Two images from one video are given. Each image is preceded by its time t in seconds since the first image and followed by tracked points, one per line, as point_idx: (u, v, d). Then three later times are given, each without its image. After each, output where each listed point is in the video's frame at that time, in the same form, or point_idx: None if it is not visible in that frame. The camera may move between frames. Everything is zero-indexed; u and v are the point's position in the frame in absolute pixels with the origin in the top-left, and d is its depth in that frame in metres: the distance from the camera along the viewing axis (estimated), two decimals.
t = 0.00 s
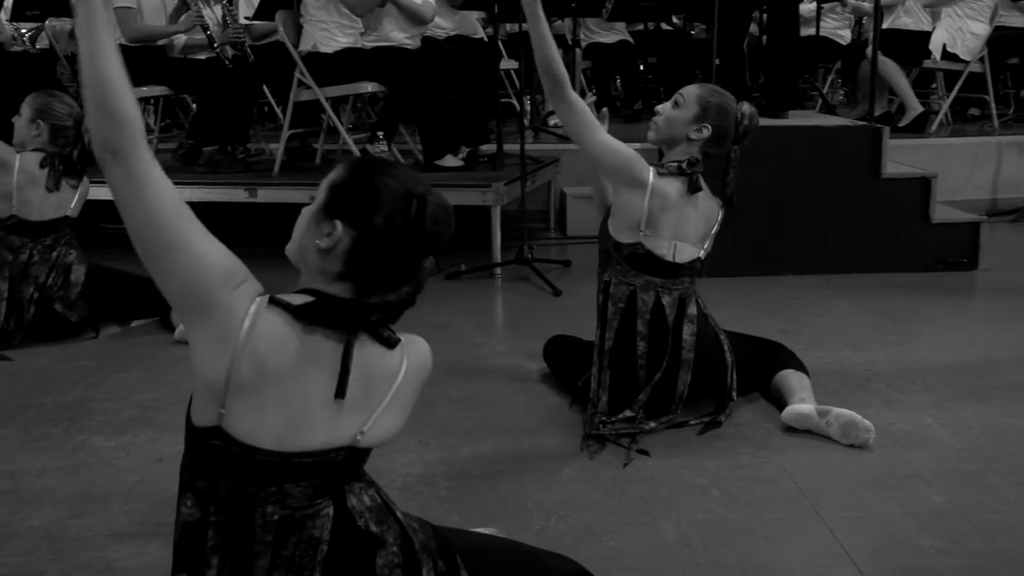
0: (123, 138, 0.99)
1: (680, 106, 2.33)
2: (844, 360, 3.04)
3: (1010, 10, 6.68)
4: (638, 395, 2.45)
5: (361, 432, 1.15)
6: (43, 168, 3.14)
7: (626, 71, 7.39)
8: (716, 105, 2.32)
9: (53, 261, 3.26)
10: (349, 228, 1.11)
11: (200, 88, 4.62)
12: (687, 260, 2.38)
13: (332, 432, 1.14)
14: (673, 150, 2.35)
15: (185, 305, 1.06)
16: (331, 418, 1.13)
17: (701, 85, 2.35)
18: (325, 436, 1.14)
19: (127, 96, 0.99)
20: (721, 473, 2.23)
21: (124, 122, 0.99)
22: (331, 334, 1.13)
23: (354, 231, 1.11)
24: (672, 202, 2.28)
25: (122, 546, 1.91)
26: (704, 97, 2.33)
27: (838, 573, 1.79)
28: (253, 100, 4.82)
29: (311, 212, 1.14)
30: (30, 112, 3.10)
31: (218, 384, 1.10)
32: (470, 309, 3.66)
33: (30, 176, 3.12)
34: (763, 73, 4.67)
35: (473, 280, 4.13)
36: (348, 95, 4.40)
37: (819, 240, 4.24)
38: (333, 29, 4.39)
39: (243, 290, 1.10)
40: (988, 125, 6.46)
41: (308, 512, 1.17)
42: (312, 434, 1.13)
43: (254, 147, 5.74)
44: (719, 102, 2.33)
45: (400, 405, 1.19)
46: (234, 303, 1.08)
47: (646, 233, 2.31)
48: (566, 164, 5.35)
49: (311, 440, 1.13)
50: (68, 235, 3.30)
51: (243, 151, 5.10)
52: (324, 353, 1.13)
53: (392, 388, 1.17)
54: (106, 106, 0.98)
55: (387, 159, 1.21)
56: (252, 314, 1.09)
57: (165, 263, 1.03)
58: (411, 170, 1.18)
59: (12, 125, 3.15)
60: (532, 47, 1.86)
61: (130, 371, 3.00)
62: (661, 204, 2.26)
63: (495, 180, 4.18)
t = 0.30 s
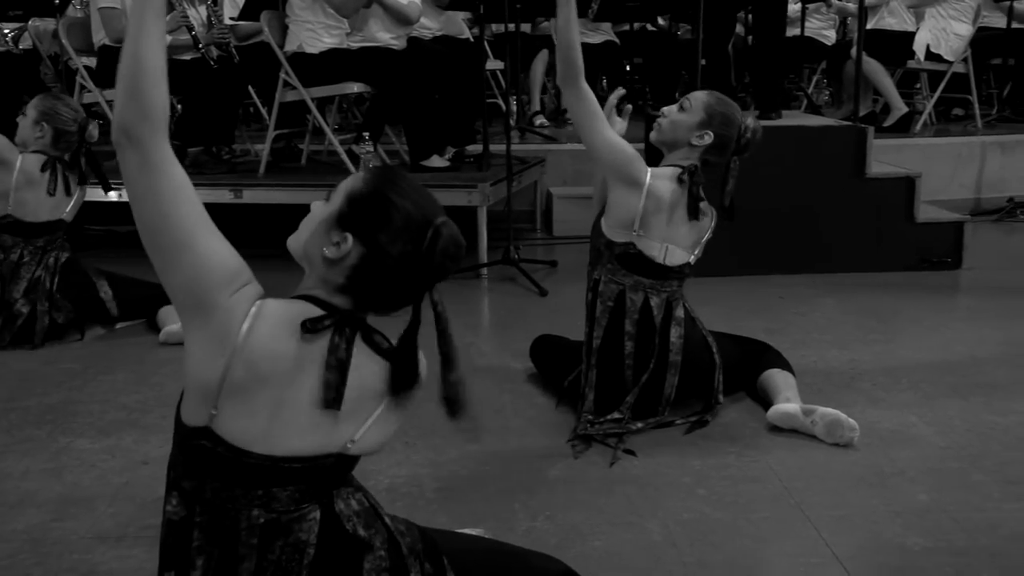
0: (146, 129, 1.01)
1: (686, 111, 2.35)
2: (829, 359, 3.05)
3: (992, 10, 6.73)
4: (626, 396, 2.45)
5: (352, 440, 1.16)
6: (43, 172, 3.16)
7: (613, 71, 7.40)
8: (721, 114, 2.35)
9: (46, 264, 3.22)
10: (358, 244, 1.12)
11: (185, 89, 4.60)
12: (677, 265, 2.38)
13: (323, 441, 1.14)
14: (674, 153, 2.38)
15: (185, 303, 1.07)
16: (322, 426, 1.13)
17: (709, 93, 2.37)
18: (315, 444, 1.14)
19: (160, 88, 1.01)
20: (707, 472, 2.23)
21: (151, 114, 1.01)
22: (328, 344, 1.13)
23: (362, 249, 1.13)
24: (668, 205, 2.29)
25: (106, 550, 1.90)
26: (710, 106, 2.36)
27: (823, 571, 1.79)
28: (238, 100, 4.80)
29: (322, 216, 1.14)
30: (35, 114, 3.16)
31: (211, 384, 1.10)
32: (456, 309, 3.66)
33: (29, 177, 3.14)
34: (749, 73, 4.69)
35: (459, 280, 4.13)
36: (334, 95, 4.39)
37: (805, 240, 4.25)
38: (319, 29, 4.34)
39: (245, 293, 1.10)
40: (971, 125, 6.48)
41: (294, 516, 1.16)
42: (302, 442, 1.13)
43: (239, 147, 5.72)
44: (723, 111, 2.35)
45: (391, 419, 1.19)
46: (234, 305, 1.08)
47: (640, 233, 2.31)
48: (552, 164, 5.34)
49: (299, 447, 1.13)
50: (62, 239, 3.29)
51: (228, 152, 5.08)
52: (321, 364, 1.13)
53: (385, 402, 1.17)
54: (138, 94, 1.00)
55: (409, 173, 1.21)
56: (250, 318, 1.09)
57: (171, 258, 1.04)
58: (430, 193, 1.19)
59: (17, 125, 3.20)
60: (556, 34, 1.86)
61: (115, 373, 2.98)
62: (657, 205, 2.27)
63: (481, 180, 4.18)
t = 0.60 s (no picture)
0: (159, 125, 1.01)
1: (686, 114, 2.34)
2: (812, 358, 3.06)
3: (973, 10, 6.77)
4: (613, 395, 2.46)
5: (339, 445, 1.15)
6: (31, 175, 3.12)
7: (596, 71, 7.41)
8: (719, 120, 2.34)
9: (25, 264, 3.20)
10: (356, 256, 1.13)
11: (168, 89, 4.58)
12: (666, 266, 2.37)
13: (309, 444, 1.13)
14: (670, 155, 2.37)
15: (180, 302, 1.06)
16: (311, 431, 1.13)
17: (710, 99, 2.36)
18: (303, 449, 1.13)
19: (178, 86, 1.01)
20: (691, 471, 2.24)
21: (167, 110, 1.01)
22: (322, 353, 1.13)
23: (360, 262, 1.13)
24: (660, 207, 2.29)
25: (89, 552, 1.89)
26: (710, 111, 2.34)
27: (807, 569, 1.80)
28: (221, 101, 4.79)
29: (322, 220, 1.14)
30: (28, 116, 3.11)
31: (200, 385, 1.09)
32: (440, 310, 3.66)
33: (15, 179, 3.09)
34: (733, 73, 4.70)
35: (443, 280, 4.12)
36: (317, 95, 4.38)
37: (788, 240, 4.27)
38: (302, 29, 4.35)
39: (240, 295, 1.09)
40: (952, 125, 6.50)
41: (278, 516, 1.16)
42: (289, 446, 1.13)
43: (222, 148, 5.70)
44: (721, 117, 2.34)
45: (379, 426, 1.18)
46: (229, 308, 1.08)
47: (631, 233, 2.31)
48: (536, 164, 5.35)
49: (285, 449, 1.13)
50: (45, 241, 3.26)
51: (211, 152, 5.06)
52: (313, 370, 1.13)
53: (373, 408, 1.17)
54: (157, 89, 1.00)
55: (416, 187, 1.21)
56: (243, 321, 1.09)
57: (170, 256, 1.04)
58: (432, 210, 1.19)
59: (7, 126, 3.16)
60: (572, 28, 1.95)
61: (98, 375, 2.97)
62: (649, 206, 2.27)
63: (465, 180, 4.18)
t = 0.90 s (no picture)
0: (160, 127, 1.00)
1: (683, 116, 2.35)
2: (799, 357, 3.07)
3: (958, 10, 6.80)
4: (604, 395, 2.47)
5: (329, 446, 1.16)
6: (15, 176, 3.11)
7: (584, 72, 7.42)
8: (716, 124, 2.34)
9: (8, 266, 3.18)
10: (355, 260, 1.14)
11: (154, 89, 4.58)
12: (658, 269, 2.38)
13: (301, 445, 1.14)
14: (665, 157, 2.37)
15: (173, 304, 1.05)
16: (301, 432, 1.14)
17: (708, 103, 2.37)
18: (295, 451, 1.14)
19: (180, 88, 1.01)
20: (679, 470, 2.24)
21: (169, 112, 1.00)
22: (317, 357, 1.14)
23: (358, 265, 1.14)
24: (652, 209, 2.29)
25: (75, 555, 1.88)
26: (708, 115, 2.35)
27: (795, 567, 1.80)
28: (208, 101, 4.77)
29: (319, 224, 1.14)
30: (12, 117, 3.08)
31: (194, 387, 1.09)
32: (428, 310, 3.66)
33: None
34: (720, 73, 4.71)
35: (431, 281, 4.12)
36: (304, 96, 4.36)
37: (776, 240, 4.28)
38: (289, 29, 4.33)
39: (234, 298, 1.09)
40: (938, 126, 6.49)
41: (269, 516, 1.16)
42: (281, 448, 1.13)
43: (209, 148, 5.68)
44: (717, 121, 2.34)
45: (366, 428, 1.20)
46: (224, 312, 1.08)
47: (623, 233, 2.31)
48: (524, 164, 5.35)
49: (276, 451, 1.13)
50: (29, 242, 3.24)
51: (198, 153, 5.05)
52: (308, 372, 1.13)
53: (361, 412, 1.19)
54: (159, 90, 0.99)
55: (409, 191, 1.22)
56: (239, 324, 1.09)
57: (167, 259, 1.03)
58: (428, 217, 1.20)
59: None
60: (578, 25, 1.95)
61: (84, 377, 2.95)
62: (642, 207, 2.28)
63: (453, 180, 4.18)
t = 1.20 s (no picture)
0: (120, 129, 0.96)
1: (668, 116, 2.35)
2: (787, 356, 3.08)
3: (944, 11, 6.84)
4: (592, 396, 2.47)
5: (311, 441, 1.16)
6: None
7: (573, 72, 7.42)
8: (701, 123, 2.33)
9: None
10: (318, 243, 1.13)
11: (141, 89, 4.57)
12: (644, 267, 2.39)
13: (282, 443, 1.13)
14: (651, 156, 2.37)
15: (143, 309, 1.03)
16: (281, 427, 1.13)
17: (694, 102, 2.36)
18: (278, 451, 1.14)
19: (138, 87, 0.95)
20: (667, 470, 2.25)
21: (128, 114, 0.95)
22: (292, 348, 1.14)
23: (322, 249, 1.13)
24: (637, 210, 2.29)
25: (62, 558, 1.88)
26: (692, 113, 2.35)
27: (783, 566, 1.81)
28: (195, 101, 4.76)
29: (280, 214, 1.14)
30: None
31: (169, 390, 1.08)
32: (416, 310, 3.66)
33: None
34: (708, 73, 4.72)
35: (419, 281, 4.12)
36: (291, 97, 4.35)
37: (763, 239, 4.29)
38: (276, 29, 4.31)
39: (204, 297, 1.08)
40: (925, 126, 6.45)
41: (254, 519, 1.15)
42: (263, 446, 1.13)
43: (196, 148, 5.67)
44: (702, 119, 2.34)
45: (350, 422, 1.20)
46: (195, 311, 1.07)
47: (609, 233, 2.32)
48: (512, 164, 5.35)
49: (256, 450, 1.13)
50: (11, 242, 3.24)
51: (185, 153, 5.03)
52: (284, 366, 1.13)
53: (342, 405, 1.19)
54: (116, 91, 0.94)
55: (362, 174, 1.22)
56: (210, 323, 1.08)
57: (137, 264, 1.01)
58: (388, 194, 1.19)
59: None
60: (565, 24, 1.95)
61: (71, 378, 2.94)
62: (627, 207, 2.28)
63: (441, 180, 4.17)
